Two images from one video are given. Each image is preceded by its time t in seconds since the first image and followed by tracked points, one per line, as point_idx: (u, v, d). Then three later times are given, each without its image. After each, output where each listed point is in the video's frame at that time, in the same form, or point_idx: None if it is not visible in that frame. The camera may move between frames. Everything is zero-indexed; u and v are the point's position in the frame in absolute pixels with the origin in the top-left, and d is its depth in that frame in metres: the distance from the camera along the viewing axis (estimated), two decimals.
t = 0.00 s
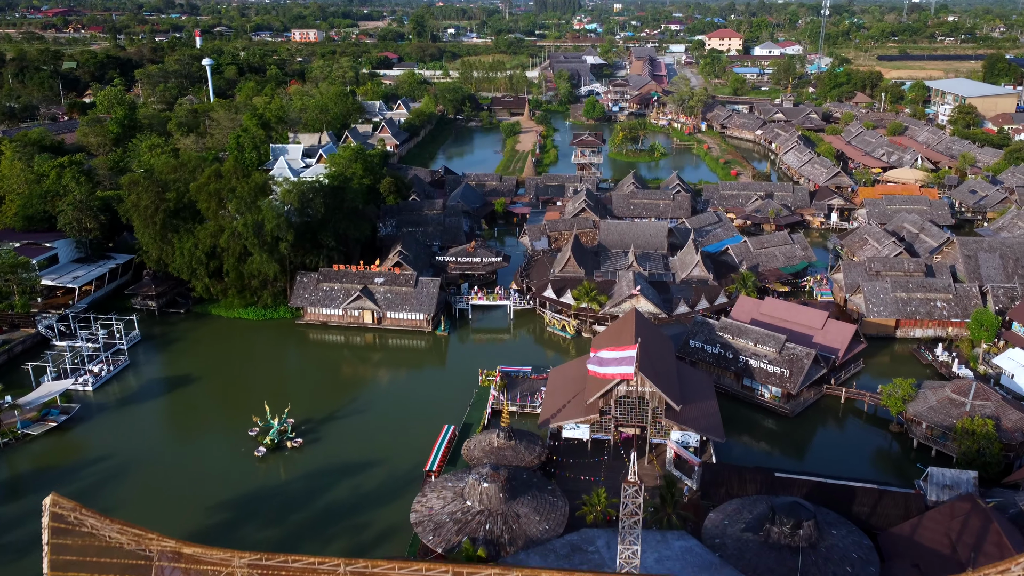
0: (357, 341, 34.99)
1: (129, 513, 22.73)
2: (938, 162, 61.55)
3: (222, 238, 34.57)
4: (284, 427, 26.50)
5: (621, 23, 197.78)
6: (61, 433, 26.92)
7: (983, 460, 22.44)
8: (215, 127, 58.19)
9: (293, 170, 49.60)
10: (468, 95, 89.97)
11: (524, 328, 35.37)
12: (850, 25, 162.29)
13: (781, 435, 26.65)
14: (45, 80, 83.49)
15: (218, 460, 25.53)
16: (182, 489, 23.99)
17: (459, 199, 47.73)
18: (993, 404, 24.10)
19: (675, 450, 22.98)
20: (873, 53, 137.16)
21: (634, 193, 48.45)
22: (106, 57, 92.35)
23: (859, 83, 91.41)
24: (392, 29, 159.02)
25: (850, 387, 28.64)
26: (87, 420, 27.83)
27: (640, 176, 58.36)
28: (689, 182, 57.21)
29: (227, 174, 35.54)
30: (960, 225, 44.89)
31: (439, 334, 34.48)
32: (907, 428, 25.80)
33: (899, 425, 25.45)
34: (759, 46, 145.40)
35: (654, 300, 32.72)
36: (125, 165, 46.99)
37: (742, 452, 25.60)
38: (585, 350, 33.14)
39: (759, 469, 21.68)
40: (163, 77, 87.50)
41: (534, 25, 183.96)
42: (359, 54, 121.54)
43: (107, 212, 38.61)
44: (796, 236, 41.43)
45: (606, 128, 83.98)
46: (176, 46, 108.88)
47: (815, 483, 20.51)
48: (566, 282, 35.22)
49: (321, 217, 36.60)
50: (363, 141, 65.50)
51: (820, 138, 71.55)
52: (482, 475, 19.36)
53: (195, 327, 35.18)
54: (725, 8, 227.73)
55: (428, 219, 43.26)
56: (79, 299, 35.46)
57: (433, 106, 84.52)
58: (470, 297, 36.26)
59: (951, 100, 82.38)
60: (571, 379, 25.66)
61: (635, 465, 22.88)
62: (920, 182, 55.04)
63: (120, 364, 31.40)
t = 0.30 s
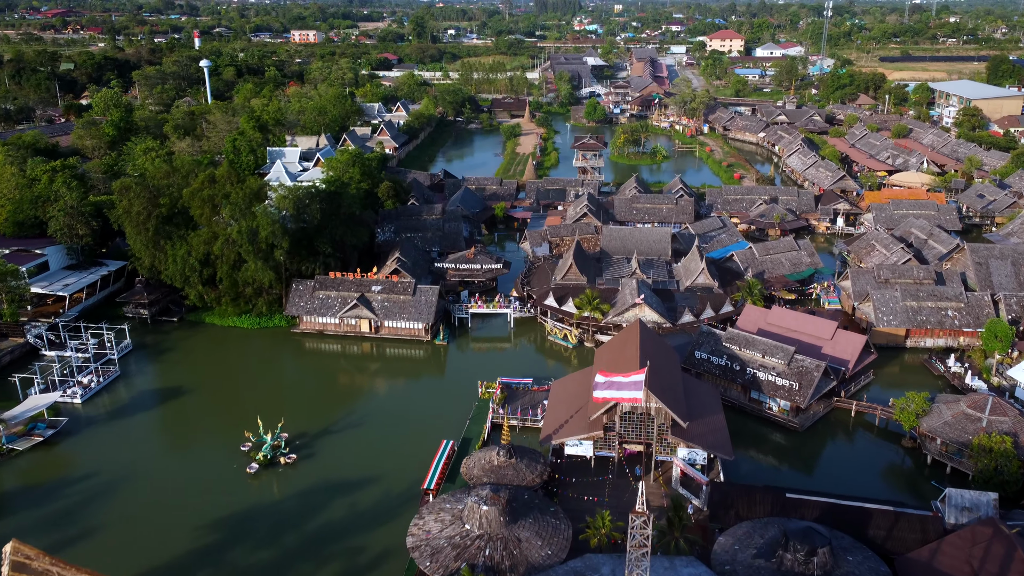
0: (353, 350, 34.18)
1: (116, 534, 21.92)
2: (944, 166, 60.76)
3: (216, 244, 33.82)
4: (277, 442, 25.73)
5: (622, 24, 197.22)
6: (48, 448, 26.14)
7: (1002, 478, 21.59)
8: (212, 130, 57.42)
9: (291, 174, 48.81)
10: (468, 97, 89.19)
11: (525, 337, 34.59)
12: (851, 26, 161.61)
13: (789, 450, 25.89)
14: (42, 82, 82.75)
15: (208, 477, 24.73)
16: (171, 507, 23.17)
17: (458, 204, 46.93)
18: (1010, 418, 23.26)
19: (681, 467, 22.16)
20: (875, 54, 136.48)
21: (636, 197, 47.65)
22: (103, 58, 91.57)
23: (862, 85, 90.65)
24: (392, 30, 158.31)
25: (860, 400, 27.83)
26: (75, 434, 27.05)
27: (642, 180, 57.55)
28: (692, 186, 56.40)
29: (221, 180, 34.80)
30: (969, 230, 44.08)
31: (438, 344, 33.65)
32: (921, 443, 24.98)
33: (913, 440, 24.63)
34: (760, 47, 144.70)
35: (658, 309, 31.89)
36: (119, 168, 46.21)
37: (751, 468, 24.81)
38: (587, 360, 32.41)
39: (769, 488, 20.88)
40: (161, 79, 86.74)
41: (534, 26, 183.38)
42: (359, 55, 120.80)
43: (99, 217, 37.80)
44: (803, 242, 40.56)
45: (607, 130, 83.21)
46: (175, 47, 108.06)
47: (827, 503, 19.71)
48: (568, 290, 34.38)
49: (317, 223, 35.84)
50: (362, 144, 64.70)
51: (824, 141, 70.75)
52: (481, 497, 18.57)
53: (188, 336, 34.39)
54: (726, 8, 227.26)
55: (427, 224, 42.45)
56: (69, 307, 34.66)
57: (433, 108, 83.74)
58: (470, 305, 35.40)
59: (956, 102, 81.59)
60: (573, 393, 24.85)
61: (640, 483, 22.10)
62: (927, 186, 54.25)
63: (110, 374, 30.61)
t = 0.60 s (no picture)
0: (350, 360, 33.33)
1: (103, 555, 21.12)
2: (950, 169, 59.97)
3: (210, 251, 33.04)
4: (271, 458, 24.92)
5: (623, 24, 196.42)
6: (34, 463, 25.38)
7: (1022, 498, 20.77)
8: (209, 133, 56.68)
9: (288, 178, 47.99)
10: (469, 98, 88.40)
11: (526, 347, 33.80)
12: (853, 27, 160.76)
13: (798, 466, 25.10)
14: (39, 83, 81.99)
15: (200, 493, 23.93)
16: (161, 527, 22.34)
17: (458, 208, 46.12)
18: None
19: (688, 486, 21.36)
20: (877, 55, 135.75)
21: (639, 201, 46.85)
22: (101, 59, 90.81)
23: (866, 86, 89.90)
24: (392, 30, 157.60)
25: (871, 413, 27.03)
26: (63, 449, 26.24)
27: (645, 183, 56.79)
28: (695, 189, 55.60)
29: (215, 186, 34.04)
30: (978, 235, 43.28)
31: (437, 353, 32.83)
32: (935, 459, 24.20)
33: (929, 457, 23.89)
34: (762, 48, 143.97)
35: (663, 318, 31.10)
36: (112, 172, 45.38)
37: (759, 485, 24.02)
38: (590, 371, 31.64)
39: (781, 509, 20.08)
40: (159, 80, 85.99)
41: (534, 27, 182.67)
42: (359, 56, 120.09)
43: (90, 223, 37.02)
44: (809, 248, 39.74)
45: (609, 132, 82.46)
46: (173, 48, 107.30)
47: (842, 526, 18.90)
48: (570, 298, 33.58)
49: (314, 229, 35.04)
50: (361, 147, 63.94)
51: (828, 143, 69.96)
52: (481, 520, 17.78)
53: (181, 345, 33.60)
54: (726, 8, 226.58)
55: (426, 229, 41.67)
56: (59, 315, 33.90)
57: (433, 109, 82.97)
58: (470, 314, 34.57)
59: (960, 103, 80.78)
60: (577, 407, 24.05)
61: (645, 503, 21.30)
62: (933, 189, 53.48)
63: (100, 386, 29.83)
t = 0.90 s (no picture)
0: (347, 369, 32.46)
1: None
2: (956, 172, 59.12)
3: (202, 258, 32.22)
4: (263, 475, 24.10)
5: (623, 24, 195.59)
6: (19, 480, 24.60)
7: None
8: (205, 135, 55.87)
9: (284, 182, 47.15)
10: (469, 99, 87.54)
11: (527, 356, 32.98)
12: (855, 27, 159.80)
13: (808, 483, 24.28)
14: (35, 85, 81.16)
15: (190, 512, 23.09)
16: (149, 548, 21.53)
17: (458, 212, 45.24)
18: None
19: (696, 506, 20.53)
20: (879, 55, 134.97)
21: (642, 205, 46.02)
22: (98, 61, 89.95)
23: (869, 87, 89.08)
24: (392, 31, 156.76)
25: (883, 427, 26.21)
26: (50, 465, 25.44)
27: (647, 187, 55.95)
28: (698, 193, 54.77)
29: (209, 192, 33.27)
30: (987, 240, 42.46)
31: (436, 363, 31.97)
32: (951, 476, 23.38)
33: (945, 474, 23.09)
34: (764, 49, 143.18)
35: (668, 328, 30.25)
36: (106, 175, 44.59)
37: (768, 504, 23.20)
38: (593, 381, 30.80)
39: (793, 532, 19.27)
40: (156, 81, 85.17)
41: (535, 27, 181.99)
42: (358, 56, 119.26)
43: (81, 229, 36.21)
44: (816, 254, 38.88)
45: (610, 134, 81.64)
46: (172, 49, 106.49)
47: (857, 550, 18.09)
48: (572, 306, 32.73)
49: (310, 235, 34.19)
50: (359, 149, 63.15)
51: (832, 146, 69.13)
52: (480, 546, 16.99)
53: (174, 354, 32.78)
54: (727, 9, 225.85)
55: (425, 235, 40.83)
56: (49, 324, 33.10)
57: (432, 111, 82.15)
58: (469, 322, 33.70)
59: (966, 105, 79.92)
60: (580, 423, 23.22)
61: (651, 524, 20.47)
62: (941, 193, 52.65)
63: (89, 398, 29.04)
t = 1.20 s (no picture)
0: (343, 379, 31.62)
1: None
2: (963, 174, 58.27)
3: (195, 265, 31.40)
4: (254, 493, 23.30)
5: (624, 24, 194.80)
6: (3, 496, 23.83)
7: None
8: (201, 137, 55.10)
9: (281, 185, 46.41)
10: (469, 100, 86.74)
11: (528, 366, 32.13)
12: (857, 27, 158.96)
13: (818, 500, 23.49)
14: (31, 85, 80.39)
15: (178, 531, 22.28)
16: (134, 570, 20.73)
17: (458, 216, 44.47)
18: None
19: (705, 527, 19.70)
20: (881, 55, 134.13)
21: (645, 209, 45.20)
22: (95, 61, 89.12)
23: (873, 88, 88.23)
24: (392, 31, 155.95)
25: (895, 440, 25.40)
26: (37, 479, 24.67)
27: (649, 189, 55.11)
28: (701, 196, 53.97)
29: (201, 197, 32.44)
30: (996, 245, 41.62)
31: (434, 373, 31.12)
32: (968, 494, 22.57)
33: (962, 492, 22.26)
34: (765, 49, 142.32)
35: (673, 337, 29.40)
36: (99, 178, 43.79)
37: (778, 523, 22.40)
38: (595, 392, 29.99)
39: (806, 556, 18.48)
40: (154, 81, 84.40)
41: (535, 27, 181.24)
42: (358, 56, 118.44)
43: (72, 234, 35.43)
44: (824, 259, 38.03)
45: (611, 135, 80.82)
46: (170, 49, 105.71)
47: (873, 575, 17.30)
48: (574, 315, 31.91)
49: (306, 241, 33.33)
50: (357, 151, 62.38)
51: (836, 148, 68.32)
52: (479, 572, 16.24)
53: (166, 362, 32.00)
54: (727, 9, 225.09)
55: (424, 239, 40.01)
56: (37, 331, 32.34)
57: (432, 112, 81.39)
58: (469, 330, 32.85)
59: (971, 106, 79.04)
60: (584, 439, 22.38)
61: (658, 545, 19.69)
62: (948, 196, 51.81)
63: (77, 410, 28.27)
